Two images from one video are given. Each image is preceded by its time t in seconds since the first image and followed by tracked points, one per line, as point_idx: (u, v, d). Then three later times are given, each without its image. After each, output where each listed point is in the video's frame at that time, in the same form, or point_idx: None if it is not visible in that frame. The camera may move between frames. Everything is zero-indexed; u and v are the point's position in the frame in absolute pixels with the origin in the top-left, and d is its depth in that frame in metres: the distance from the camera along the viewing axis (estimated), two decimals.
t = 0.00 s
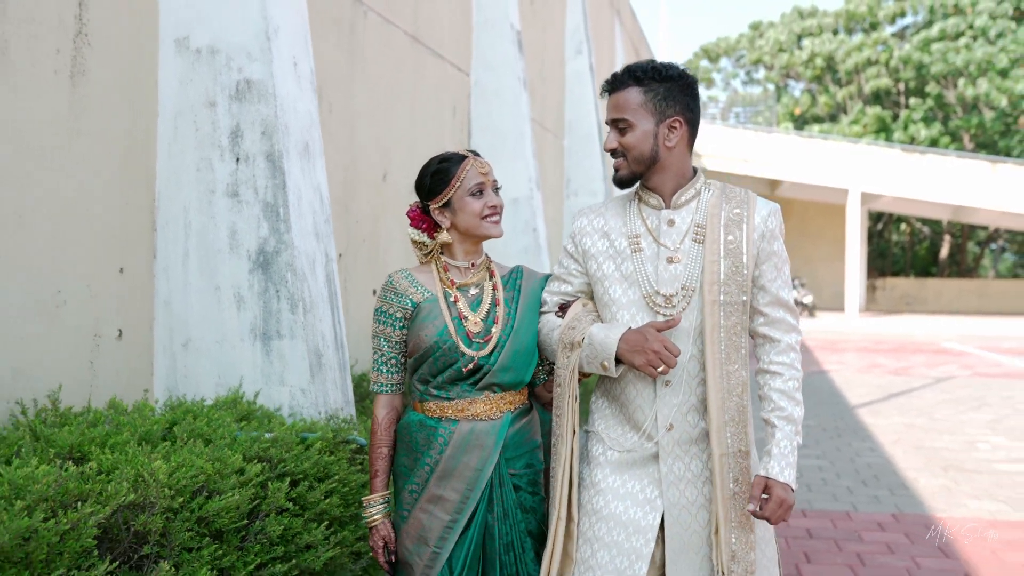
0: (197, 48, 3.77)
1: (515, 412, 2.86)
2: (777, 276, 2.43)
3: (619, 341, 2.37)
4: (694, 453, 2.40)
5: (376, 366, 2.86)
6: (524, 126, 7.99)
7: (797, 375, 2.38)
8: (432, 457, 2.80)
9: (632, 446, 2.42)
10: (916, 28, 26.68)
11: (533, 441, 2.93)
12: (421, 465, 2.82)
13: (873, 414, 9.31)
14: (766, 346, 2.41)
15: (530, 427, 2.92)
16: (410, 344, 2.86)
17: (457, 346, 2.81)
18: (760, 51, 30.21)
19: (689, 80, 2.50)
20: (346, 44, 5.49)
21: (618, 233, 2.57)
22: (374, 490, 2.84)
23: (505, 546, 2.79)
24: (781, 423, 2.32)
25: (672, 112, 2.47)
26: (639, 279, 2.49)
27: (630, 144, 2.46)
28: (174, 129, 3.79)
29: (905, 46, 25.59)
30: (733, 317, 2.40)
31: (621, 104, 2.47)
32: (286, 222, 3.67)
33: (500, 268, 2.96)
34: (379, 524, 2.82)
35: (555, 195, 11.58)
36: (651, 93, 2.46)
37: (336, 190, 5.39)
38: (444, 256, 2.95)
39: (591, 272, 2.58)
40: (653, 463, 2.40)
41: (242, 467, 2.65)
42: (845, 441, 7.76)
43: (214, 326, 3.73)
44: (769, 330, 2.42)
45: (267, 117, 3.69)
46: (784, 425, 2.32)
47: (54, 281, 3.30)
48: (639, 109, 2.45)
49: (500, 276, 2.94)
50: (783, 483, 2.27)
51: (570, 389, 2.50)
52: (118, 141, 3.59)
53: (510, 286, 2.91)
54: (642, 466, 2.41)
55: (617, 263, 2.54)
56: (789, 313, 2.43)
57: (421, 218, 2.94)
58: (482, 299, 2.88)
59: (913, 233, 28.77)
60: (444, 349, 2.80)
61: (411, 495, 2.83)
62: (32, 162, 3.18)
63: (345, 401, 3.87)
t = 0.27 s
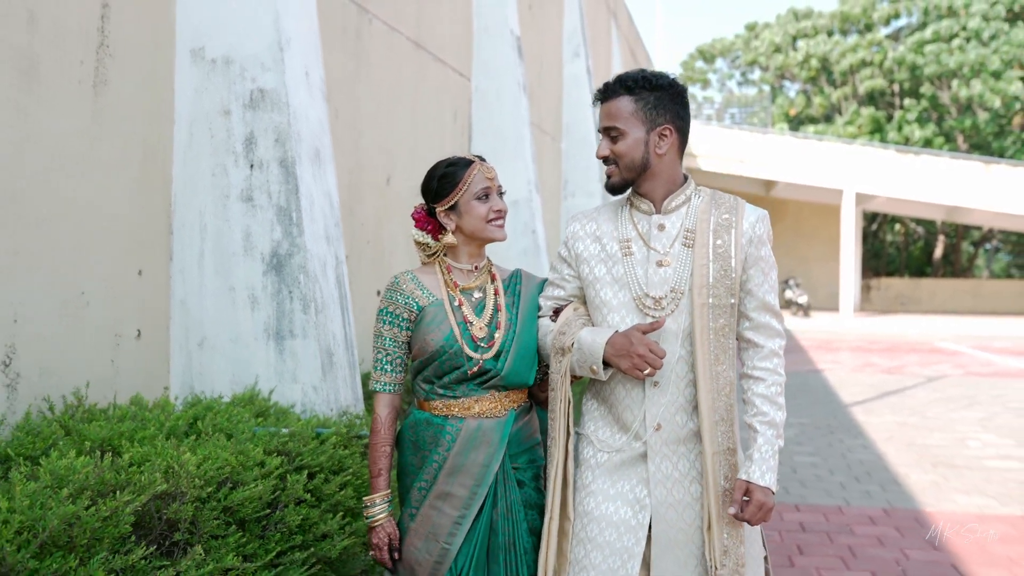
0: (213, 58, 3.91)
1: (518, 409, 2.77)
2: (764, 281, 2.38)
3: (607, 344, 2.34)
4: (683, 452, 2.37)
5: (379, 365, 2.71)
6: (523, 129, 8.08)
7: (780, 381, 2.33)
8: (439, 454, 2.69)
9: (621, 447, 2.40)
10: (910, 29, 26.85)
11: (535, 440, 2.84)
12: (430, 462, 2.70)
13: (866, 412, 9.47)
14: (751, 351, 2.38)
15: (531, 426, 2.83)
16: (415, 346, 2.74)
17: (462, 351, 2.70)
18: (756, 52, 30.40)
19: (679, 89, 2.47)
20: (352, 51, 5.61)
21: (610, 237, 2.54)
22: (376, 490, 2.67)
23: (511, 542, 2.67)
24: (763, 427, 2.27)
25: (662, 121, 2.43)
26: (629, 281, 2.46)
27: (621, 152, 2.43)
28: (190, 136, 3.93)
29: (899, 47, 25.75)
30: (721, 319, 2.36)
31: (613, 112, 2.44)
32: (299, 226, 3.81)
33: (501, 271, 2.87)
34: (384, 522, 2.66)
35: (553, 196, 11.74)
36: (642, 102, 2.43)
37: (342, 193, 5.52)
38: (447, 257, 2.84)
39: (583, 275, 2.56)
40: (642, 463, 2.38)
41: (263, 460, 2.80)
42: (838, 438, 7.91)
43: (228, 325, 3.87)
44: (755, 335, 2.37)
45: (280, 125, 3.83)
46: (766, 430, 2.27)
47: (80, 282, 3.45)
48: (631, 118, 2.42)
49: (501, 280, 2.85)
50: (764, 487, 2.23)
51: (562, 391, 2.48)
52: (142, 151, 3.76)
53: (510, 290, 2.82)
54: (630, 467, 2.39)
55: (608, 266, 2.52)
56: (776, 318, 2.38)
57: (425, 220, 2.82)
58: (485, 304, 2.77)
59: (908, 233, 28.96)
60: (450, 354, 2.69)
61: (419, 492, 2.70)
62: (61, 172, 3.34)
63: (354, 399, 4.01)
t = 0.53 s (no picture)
0: (224, 66, 4.04)
1: (518, 404, 2.84)
2: (750, 280, 2.44)
3: (590, 344, 2.43)
4: (668, 446, 2.44)
5: (384, 362, 2.74)
6: (522, 133, 8.28)
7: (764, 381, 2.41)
8: (443, 451, 2.76)
9: (607, 440, 2.48)
10: (904, 31, 27.02)
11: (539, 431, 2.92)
12: (434, 458, 2.77)
13: (859, 410, 9.63)
14: (735, 350, 2.45)
15: (534, 418, 2.89)
16: (419, 343, 2.81)
17: (464, 348, 2.76)
18: (751, 53, 30.56)
19: (667, 91, 2.50)
20: (357, 59, 5.76)
21: (600, 236, 2.61)
22: (381, 485, 2.66)
23: (510, 535, 2.73)
24: (748, 428, 2.37)
25: (651, 122, 2.48)
26: (617, 278, 2.53)
27: (612, 153, 2.48)
28: (202, 142, 4.05)
29: (893, 49, 25.91)
30: (707, 317, 2.43)
31: (603, 115, 2.49)
32: (309, 229, 3.94)
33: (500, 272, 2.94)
34: (387, 520, 2.65)
35: (551, 197, 11.88)
36: (631, 105, 2.47)
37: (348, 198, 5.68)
38: (449, 257, 2.88)
39: (575, 274, 2.63)
40: (627, 456, 2.46)
41: (279, 454, 2.92)
42: (831, 436, 8.07)
43: (240, 325, 4.00)
44: (741, 333, 2.44)
45: (290, 132, 3.96)
46: (751, 429, 2.37)
47: (99, 283, 3.57)
48: (620, 120, 2.46)
49: (501, 279, 2.92)
50: (751, 486, 2.36)
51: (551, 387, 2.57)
52: (159, 158, 3.90)
53: (510, 290, 2.90)
54: (615, 460, 2.46)
55: (598, 264, 2.58)
56: (761, 317, 2.44)
57: (428, 221, 2.87)
58: (485, 303, 2.84)
59: (902, 233, 29.15)
60: (452, 351, 2.76)
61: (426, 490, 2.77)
62: (84, 178, 3.48)
63: (361, 396, 4.14)
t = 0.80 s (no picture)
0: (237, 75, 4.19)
1: (519, 401, 2.82)
2: (737, 278, 2.42)
3: (580, 339, 2.41)
4: (651, 439, 2.43)
5: (391, 361, 2.74)
6: (521, 137, 8.46)
7: (752, 375, 2.38)
8: (446, 448, 2.75)
9: (592, 430, 2.47)
10: (898, 32, 27.20)
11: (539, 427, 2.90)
12: (438, 455, 2.76)
13: (853, 409, 9.78)
14: (723, 346, 2.42)
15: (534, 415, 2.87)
16: (421, 344, 2.82)
17: (463, 349, 2.76)
18: (747, 54, 30.74)
19: (658, 91, 2.48)
20: (361, 63, 5.88)
21: (592, 233, 2.59)
22: (393, 478, 2.62)
23: (511, 529, 2.70)
24: (736, 421, 2.33)
25: (642, 123, 2.46)
26: (606, 273, 2.51)
27: (603, 154, 2.46)
28: (215, 149, 4.20)
29: (888, 50, 26.07)
30: (693, 313, 2.40)
31: (595, 116, 2.47)
32: (319, 232, 4.10)
33: (500, 273, 2.93)
34: (399, 511, 2.61)
35: (549, 198, 12.01)
36: (622, 105, 2.45)
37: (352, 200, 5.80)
38: (450, 260, 2.88)
39: (567, 269, 2.60)
40: (610, 448, 2.44)
41: (296, 447, 3.07)
42: (825, 434, 8.20)
43: (252, 325, 4.14)
44: (728, 330, 2.42)
45: (302, 138, 4.13)
46: (739, 424, 2.33)
47: (120, 284, 3.72)
48: (611, 121, 2.45)
49: (500, 281, 2.91)
50: (740, 478, 2.33)
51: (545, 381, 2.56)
52: (175, 163, 4.05)
53: (509, 290, 2.88)
54: (600, 451, 2.45)
55: (589, 259, 2.56)
56: (749, 314, 2.43)
57: (430, 225, 2.87)
58: (484, 305, 2.82)
59: (897, 234, 29.33)
60: (452, 353, 2.76)
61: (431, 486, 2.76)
62: (104, 183, 3.62)
63: (368, 394, 4.30)
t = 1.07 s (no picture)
0: (248, 81, 4.34)
1: (517, 398, 2.90)
2: (725, 273, 2.49)
3: (573, 332, 2.47)
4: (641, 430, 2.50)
5: (395, 360, 2.84)
6: (519, 138, 8.63)
7: (742, 366, 2.45)
8: (446, 443, 2.86)
9: (585, 421, 2.55)
10: (892, 34, 27.40)
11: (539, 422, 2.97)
12: (439, 450, 2.88)
13: (846, 406, 9.94)
14: (714, 338, 2.48)
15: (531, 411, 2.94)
16: (422, 344, 2.91)
17: (461, 347, 2.85)
18: (742, 56, 30.93)
19: (648, 94, 2.55)
20: (364, 68, 6.02)
21: (584, 229, 2.66)
22: (404, 471, 2.72)
23: (508, 522, 2.80)
24: (725, 410, 2.40)
25: (632, 124, 2.53)
26: (597, 270, 2.58)
27: (595, 154, 2.53)
28: (226, 152, 4.35)
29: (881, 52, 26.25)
30: (682, 308, 2.46)
31: (587, 117, 2.53)
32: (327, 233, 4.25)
33: (498, 274, 3.01)
34: (415, 502, 2.71)
35: (547, 199, 12.16)
36: (613, 107, 2.52)
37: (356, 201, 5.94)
38: (447, 265, 2.97)
39: (560, 265, 2.67)
40: (603, 439, 2.52)
41: (310, 438, 3.22)
42: (818, 430, 8.35)
43: (263, 323, 4.29)
44: (717, 322, 2.48)
45: (311, 143, 4.28)
46: (728, 412, 2.40)
47: (137, 284, 3.86)
48: (603, 122, 2.51)
49: (498, 282, 2.98)
50: (728, 463, 2.38)
51: (542, 375, 2.63)
52: (189, 167, 4.19)
53: (506, 290, 2.95)
54: (593, 442, 2.53)
55: (581, 255, 2.63)
56: (737, 307, 2.49)
57: (428, 228, 2.98)
58: (481, 305, 2.91)
59: (891, 234, 29.54)
60: (450, 351, 2.86)
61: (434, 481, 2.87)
62: (123, 185, 3.78)
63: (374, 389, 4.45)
